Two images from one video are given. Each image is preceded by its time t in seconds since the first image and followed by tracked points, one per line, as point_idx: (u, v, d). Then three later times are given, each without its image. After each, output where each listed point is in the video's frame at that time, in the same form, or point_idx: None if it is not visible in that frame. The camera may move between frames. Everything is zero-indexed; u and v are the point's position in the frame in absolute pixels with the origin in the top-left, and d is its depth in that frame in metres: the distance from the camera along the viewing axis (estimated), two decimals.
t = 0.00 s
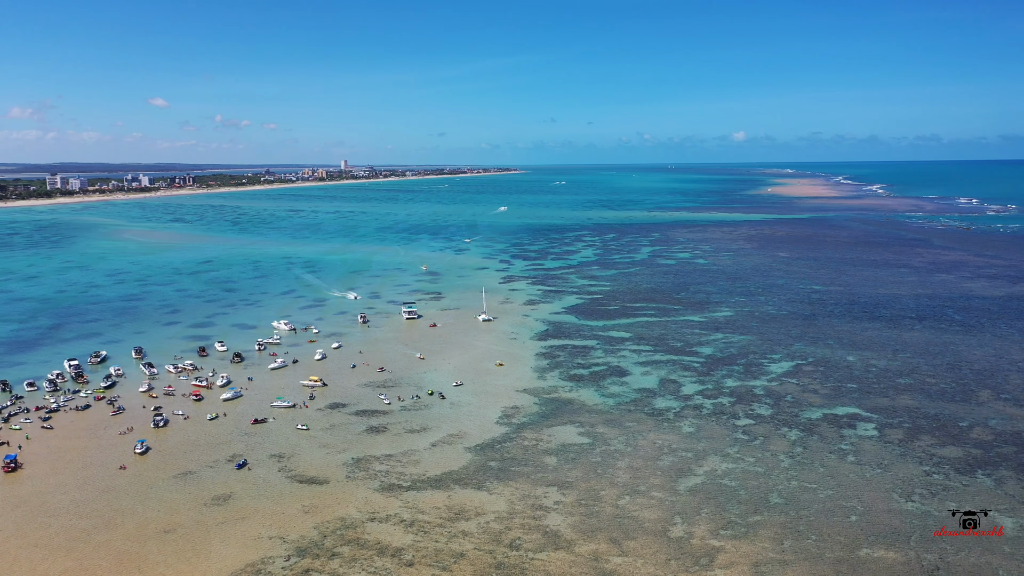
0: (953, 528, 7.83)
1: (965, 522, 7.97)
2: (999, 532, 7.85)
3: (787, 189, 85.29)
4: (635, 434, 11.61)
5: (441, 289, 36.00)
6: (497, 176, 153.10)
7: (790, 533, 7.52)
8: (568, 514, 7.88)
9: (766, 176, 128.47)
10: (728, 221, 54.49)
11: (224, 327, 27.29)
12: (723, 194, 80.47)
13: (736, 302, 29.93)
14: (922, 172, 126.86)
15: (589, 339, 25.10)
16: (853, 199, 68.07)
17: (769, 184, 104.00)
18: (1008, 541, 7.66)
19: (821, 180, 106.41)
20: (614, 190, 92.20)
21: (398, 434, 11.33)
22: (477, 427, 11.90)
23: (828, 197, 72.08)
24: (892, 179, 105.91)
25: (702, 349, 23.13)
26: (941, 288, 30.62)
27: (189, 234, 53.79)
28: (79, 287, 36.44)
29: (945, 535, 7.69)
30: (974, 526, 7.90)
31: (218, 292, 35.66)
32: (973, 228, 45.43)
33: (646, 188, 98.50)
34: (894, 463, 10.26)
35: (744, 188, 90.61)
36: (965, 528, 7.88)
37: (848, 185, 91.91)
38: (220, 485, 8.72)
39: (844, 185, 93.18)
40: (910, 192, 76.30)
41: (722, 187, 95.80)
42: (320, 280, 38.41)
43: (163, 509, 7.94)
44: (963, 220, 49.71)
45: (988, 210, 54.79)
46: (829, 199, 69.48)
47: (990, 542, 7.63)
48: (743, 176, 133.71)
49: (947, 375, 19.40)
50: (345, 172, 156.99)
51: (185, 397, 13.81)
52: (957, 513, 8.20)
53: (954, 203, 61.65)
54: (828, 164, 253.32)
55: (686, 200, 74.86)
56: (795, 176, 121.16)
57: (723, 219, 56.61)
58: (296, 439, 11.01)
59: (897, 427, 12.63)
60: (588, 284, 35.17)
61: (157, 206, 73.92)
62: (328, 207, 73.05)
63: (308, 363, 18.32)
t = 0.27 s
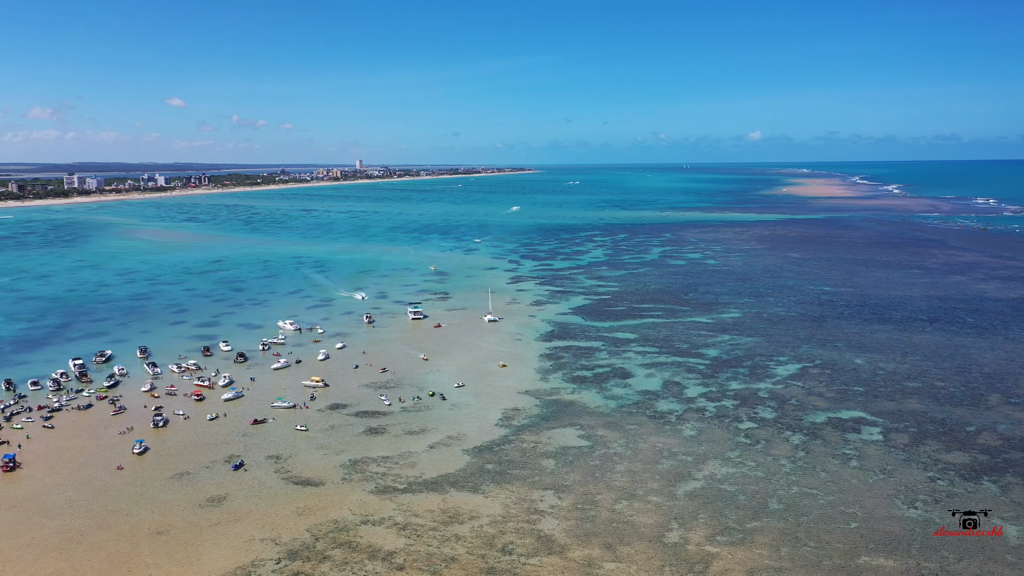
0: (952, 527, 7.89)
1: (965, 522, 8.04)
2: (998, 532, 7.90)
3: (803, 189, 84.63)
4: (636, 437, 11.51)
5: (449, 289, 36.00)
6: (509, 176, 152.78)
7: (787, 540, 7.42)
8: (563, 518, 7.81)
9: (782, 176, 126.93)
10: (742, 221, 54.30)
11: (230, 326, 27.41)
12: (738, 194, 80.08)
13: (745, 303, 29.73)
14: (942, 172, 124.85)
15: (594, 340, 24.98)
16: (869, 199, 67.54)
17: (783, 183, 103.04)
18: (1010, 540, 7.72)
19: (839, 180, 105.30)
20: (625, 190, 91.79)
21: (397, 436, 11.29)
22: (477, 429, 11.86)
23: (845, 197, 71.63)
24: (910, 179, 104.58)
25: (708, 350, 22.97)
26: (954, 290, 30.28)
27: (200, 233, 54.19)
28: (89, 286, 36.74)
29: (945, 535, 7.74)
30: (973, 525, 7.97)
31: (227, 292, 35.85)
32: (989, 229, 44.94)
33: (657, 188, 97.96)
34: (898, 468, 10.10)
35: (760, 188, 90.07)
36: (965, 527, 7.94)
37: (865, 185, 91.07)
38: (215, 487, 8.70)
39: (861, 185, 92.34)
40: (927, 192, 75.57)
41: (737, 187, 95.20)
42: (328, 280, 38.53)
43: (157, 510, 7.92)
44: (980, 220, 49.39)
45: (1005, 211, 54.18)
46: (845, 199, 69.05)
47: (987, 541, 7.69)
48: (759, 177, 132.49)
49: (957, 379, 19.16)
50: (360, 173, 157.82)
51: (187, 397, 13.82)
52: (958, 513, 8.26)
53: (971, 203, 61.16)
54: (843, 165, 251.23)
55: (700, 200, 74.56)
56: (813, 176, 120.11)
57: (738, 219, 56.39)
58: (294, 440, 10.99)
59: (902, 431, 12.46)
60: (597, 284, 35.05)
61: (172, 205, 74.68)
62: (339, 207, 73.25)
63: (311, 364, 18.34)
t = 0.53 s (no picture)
0: (953, 528, 7.94)
1: (965, 522, 8.10)
2: (998, 532, 7.95)
3: (819, 189, 83.95)
4: (636, 440, 11.40)
5: (457, 289, 35.98)
6: (520, 176, 152.49)
7: (785, 547, 7.34)
8: (558, 522, 7.73)
9: (797, 176, 125.47)
10: (755, 221, 54.03)
11: (237, 326, 27.50)
12: (752, 194, 79.57)
13: (754, 305, 29.51)
14: (960, 172, 123.10)
15: (599, 341, 24.86)
16: (887, 199, 67.05)
17: (798, 184, 102.15)
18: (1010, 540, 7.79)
19: (856, 180, 104.14)
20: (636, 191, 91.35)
21: (396, 437, 11.25)
22: (476, 430, 11.79)
23: (861, 197, 71.06)
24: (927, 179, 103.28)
25: (714, 352, 22.79)
26: (968, 292, 29.90)
27: (211, 233, 54.49)
28: (100, 286, 37.01)
29: (944, 534, 7.80)
30: (973, 526, 8.03)
31: (235, 291, 36.00)
32: (1006, 230, 44.38)
33: (668, 188, 97.52)
34: (902, 474, 9.94)
35: (776, 188, 89.54)
36: (965, 528, 7.99)
37: (882, 185, 90.14)
38: (211, 488, 8.68)
39: (878, 185, 91.42)
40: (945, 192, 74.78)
41: (753, 187, 94.55)
42: (337, 279, 38.61)
43: (151, 511, 7.90)
44: (998, 220, 49.01)
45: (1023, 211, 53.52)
46: (861, 199, 68.55)
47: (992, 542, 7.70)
48: (773, 177, 131.27)
49: (966, 382, 18.90)
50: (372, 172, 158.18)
51: (189, 397, 13.85)
52: (958, 514, 8.31)
53: (990, 203, 60.68)
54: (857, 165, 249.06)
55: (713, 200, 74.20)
56: (829, 176, 118.97)
57: (751, 219, 56.13)
58: (292, 441, 10.97)
59: (908, 436, 12.26)
60: (605, 285, 34.92)
61: (186, 205, 75.23)
62: (349, 207, 73.46)
63: (314, 364, 18.34)
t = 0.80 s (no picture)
0: (953, 528, 8.04)
1: (965, 522, 8.20)
2: (999, 532, 8.06)
3: (837, 189, 83.09)
4: (637, 443, 11.28)
5: (466, 290, 35.96)
6: (533, 176, 151.94)
7: (782, 555, 7.26)
8: (552, 527, 7.67)
9: (817, 176, 122.98)
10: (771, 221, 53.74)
11: (245, 326, 27.63)
12: (770, 194, 79.01)
13: (765, 306, 29.24)
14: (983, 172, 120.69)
15: (606, 343, 24.70)
16: (907, 199, 66.33)
17: (817, 184, 101.10)
18: (1010, 540, 7.88)
19: (877, 180, 102.67)
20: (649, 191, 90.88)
21: (394, 439, 11.21)
22: (476, 432, 11.73)
23: (880, 197, 70.38)
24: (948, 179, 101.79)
25: (721, 354, 22.57)
26: (985, 294, 29.45)
27: (224, 232, 54.88)
28: (113, 285, 37.36)
29: (944, 534, 7.90)
30: (973, 526, 8.14)
31: (246, 290, 36.20)
32: None
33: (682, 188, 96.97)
34: (907, 480, 9.77)
35: (794, 188, 88.74)
36: (966, 528, 8.09)
37: (902, 185, 88.96)
38: (206, 489, 8.68)
39: (899, 185, 90.21)
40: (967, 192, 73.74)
41: (770, 187, 93.70)
42: (346, 279, 38.74)
43: (145, 512, 7.90)
44: (1019, 220, 48.53)
45: None
46: (881, 199, 67.96)
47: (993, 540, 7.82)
48: (791, 177, 129.72)
49: (978, 387, 18.58)
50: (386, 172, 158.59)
51: (192, 397, 13.89)
52: (958, 514, 8.42)
53: (1011, 203, 60.08)
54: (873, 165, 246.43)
55: (730, 200, 73.79)
56: (849, 176, 117.42)
57: (767, 218, 55.82)
58: (291, 442, 10.94)
59: (915, 441, 12.04)
60: (615, 285, 34.77)
61: (203, 204, 75.94)
62: (361, 207, 73.67)
63: (318, 364, 18.36)
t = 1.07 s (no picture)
0: (953, 528, 8.14)
1: (965, 522, 8.32)
2: (998, 532, 8.16)
3: (852, 189, 82.36)
4: (637, 447, 11.17)
5: (474, 290, 35.94)
6: (545, 176, 151.58)
7: (779, 562, 7.20)
8: (546, 532, 7.60)
9: (834, 176, 121.16)
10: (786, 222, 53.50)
11: (252, 326, 27.73)
12: (785, 194, 78.59)
13: (774, 307, 29.01)
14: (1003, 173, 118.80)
15: (611, 344, 24.56)
16: (923, 199, 65.69)
17: (834, 183, 100.15)
18: (1009, 540, 7.98)
19: (894, 180, 101.61)
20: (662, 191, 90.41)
21: (393, 441, 11.16)
22: (475, 435, 11.67)
23: (897, 197, 69.83)
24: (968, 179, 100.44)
25: (727, 357, 22.38)
26: (999, 296, 29.08)
27: (236, 232, 55.22)
28: (123, 284, 37.63)
29: (944, 534, 8.01)
30: (973, 526, 8.25)
31: (255, 290, 36.36)
32: None
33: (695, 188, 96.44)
34: (910, 486, 9.62)
35: (810, 188, 88.12)
36: (965, 528, 8.21)
37: (920, 185, 88.01)
38: (201, 490, 8.66)
39: (917, 185, 89.28)
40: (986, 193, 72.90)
41: (786, 188, 93.05)
42: (356, 279, 38.84)
43: (140, 513, 7.89)
44: None
45: None
46: (898, 198, 67.43)
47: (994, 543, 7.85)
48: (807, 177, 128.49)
49: (988, 391, 18.32)
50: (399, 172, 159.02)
51: (194, 397, 13.92)
52: (958, 514, 8.54)
53: None
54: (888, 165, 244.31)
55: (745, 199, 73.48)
56: (866, 176, 116.22)
57: (781, 218, 55.58)
58: (289, 443, 10.92)
59: (920, 446, 11.84)
60: (624, 286, 34.65)
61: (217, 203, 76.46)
62: (372, 207, 73.82)
63: (322, 365, 18.37)
